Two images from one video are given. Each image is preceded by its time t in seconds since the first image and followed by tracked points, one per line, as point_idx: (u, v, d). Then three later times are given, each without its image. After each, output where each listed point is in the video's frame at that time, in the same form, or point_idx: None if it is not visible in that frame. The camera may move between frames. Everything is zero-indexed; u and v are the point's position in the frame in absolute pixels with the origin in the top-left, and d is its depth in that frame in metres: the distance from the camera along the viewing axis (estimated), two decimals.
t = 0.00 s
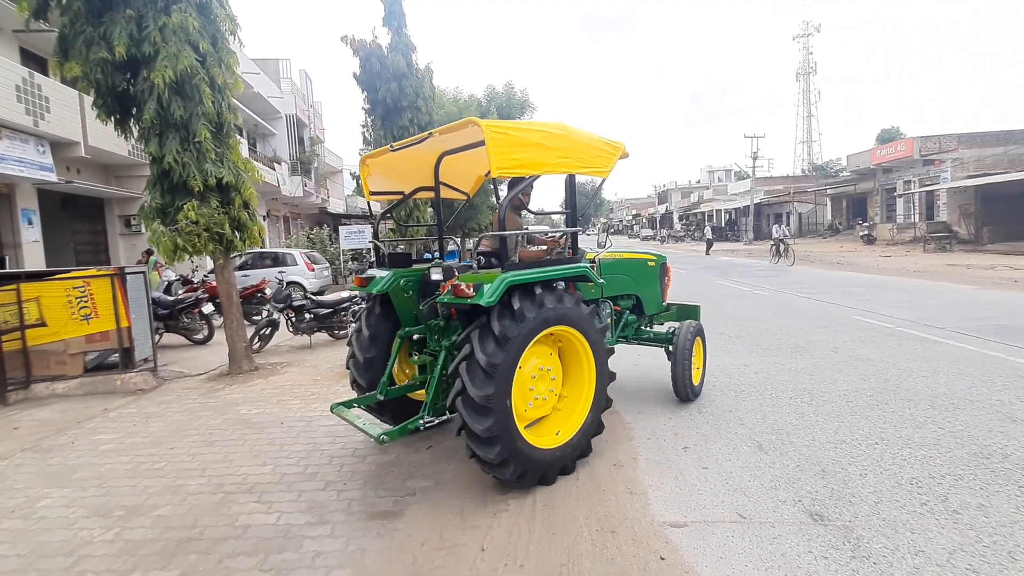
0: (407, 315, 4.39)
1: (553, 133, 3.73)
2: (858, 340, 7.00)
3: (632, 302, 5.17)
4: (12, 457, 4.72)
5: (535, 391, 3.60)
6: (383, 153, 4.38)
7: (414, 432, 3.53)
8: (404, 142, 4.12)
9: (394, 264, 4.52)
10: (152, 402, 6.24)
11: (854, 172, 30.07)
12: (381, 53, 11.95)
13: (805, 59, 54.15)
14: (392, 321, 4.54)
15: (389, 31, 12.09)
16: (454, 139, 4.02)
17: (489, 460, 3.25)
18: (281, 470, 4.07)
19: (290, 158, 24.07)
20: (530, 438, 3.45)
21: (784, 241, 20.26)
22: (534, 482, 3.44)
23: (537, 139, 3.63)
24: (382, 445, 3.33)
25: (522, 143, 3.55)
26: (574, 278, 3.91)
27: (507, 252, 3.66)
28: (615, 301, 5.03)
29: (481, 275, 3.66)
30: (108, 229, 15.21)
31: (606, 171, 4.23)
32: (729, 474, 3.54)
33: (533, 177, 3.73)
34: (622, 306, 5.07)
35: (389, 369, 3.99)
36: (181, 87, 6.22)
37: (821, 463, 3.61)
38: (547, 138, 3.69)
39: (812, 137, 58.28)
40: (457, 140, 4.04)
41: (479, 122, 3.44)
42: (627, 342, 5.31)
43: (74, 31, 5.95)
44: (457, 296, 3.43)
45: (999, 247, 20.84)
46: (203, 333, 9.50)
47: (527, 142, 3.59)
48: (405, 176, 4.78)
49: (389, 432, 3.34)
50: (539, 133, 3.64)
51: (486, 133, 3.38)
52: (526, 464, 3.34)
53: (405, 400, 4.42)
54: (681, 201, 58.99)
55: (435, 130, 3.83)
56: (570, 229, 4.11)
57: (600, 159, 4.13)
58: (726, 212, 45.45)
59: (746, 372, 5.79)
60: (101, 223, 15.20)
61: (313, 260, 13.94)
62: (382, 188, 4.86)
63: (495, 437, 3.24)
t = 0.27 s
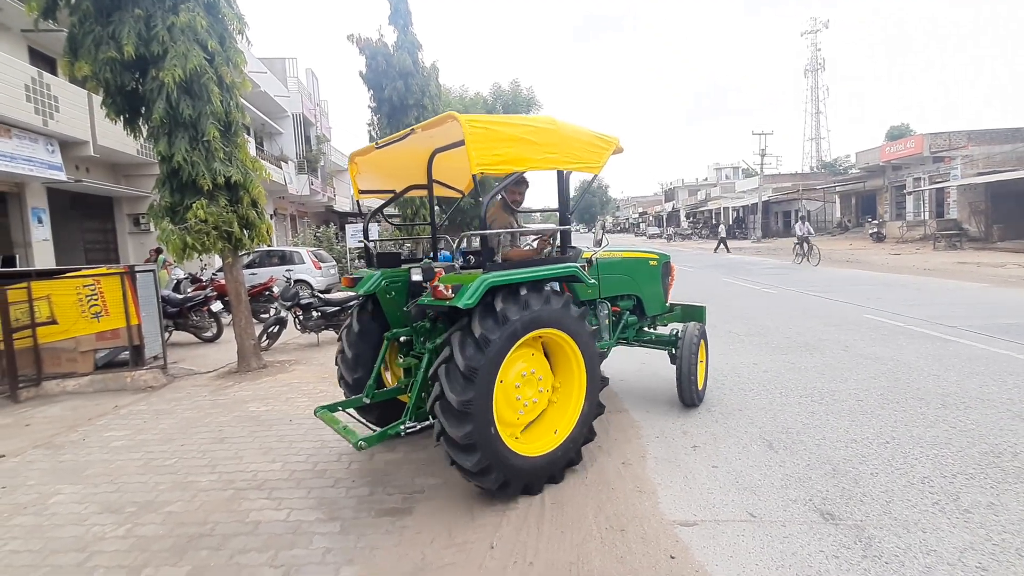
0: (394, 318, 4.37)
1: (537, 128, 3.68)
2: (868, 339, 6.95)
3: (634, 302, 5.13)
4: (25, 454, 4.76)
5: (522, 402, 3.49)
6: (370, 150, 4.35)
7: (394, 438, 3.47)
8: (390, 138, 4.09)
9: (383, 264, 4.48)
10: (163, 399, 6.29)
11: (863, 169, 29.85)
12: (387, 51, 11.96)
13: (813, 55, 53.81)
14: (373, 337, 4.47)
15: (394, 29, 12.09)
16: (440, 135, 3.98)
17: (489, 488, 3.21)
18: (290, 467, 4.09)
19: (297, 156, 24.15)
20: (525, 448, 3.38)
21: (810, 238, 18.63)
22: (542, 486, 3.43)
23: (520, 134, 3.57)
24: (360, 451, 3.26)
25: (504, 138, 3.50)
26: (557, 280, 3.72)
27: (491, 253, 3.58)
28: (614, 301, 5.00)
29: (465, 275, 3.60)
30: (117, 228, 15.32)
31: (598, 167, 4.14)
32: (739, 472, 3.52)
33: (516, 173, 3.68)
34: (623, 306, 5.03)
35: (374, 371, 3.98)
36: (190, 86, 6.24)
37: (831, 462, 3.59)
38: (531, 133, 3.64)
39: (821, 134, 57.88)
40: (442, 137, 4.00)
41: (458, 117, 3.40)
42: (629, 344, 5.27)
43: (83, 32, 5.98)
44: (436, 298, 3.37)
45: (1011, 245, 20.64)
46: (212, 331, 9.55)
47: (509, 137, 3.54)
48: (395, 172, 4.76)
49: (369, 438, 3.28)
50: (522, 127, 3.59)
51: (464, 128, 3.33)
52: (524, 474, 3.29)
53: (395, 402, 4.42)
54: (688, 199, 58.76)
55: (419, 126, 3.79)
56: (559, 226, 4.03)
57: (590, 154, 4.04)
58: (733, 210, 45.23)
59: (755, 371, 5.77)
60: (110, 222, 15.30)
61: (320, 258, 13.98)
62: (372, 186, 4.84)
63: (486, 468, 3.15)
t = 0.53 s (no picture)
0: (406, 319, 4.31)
1: (546, 120, 3.48)
2: (921, 339, 6.64)
3: (664, 304, 4.94)
4: (81, 442, 4.96)
5: (534, 415, 3.32)
6: (382, 147, 4.27)
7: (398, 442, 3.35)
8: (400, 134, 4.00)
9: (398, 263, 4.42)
10: (208, 391, 6.48)
11: (914, 161, 28.62)
12: (421, 50, 12.01)
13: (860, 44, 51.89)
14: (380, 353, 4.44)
15: (428, 27, 12.14)
16: (449, 129, 3.86)
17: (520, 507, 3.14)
18: (328, 460, 4.14)
19: (335, 156, 24.60)
20: (544, 457, 3.25)
21: (877, 234, 16.81)
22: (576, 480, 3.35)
23: (527, 127, 3.39)
24: (362, 453, 3.15)
25: (509, 132, 3.33)
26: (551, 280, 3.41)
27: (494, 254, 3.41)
28: (642, 302, 4.85)
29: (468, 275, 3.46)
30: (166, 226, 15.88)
31: (618, 159, 3.88)
32: (782, 478, 3.39)
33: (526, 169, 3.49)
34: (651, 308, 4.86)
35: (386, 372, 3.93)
36: (232, 89, 6.39)
37: (882, 469, 3.43)
38: (540, 126, 3.45)
39: (868, 126, 55.78)
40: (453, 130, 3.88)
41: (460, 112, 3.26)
42: (660, 348, 5.04)
43: (133, 39, 6.18)
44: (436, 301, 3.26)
45: None
46: (253, 326, 9.80)
47: (516, 131, 3.36)
48: (411, 168, 4.68)
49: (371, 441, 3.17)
50: (529, 120, 3.41)
51: (466, 122, 3.19)
52: (550, 481, 3.18)
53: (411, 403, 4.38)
54: (727, 194, 57.46)
55: (427, 121, 3.68)
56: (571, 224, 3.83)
57: (608, 147, 3.80)
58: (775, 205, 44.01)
59: (799, 372, 5.57)
60: (160, 221, 15.87)
61: (357, 256, 14.20)
62: (388, 183, 4.77)
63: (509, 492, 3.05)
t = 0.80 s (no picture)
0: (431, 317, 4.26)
1: (565, 107, 3.18)
2: (1001, 341, 6.16)
3: (708, 303, 4.63)
4: (149, 425, 5.20)
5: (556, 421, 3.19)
6: (407, 141, 4.18)
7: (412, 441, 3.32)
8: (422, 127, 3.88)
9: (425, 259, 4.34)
10: (264, 380, 6.69)
11: (992, 150, 26.74)
12: (467, 46, 12.00)
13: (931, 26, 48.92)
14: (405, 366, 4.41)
15: (475, 23, 12.13)
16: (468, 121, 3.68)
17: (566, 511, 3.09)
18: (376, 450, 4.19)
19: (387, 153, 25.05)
20: (572, 460, 3.13)
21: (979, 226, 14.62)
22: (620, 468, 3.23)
23: (542, 115, 3.10)
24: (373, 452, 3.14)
25: (524, 120, 3.05)
26: (539, 282, 3.12)
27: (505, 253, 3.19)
28: (683, 302, 4.58)
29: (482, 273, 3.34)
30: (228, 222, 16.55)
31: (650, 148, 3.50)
32: (845, 486, 3.19)
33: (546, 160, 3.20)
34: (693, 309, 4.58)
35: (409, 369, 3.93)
36: (287, 90, 6.55)
37: (958, 481, 3.17)
38: (557, 114, 3.14)
39: (940, 112, 52.51)
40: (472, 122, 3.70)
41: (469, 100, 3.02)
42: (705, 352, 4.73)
43: (195, 43, 6.41)
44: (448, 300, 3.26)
45: None
46: (307, 318, 10.10)
47: (530, 119, 3.08)
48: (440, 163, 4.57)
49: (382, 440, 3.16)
50: (546, 108, 3.12)
51: (475, 111, 2.94)
52: (583, 483, 3.07)
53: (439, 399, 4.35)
54: (785, 186, 55.29)
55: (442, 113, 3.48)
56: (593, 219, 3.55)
57: (638, 135, 3.43)
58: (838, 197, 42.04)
59: (864, 374, 5.26)
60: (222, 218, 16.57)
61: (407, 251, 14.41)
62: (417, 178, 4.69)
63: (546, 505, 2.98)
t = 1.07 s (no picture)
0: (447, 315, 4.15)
1: (565, 93, 2.96)
2: None
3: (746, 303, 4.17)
4: (199, 410, 5.34)
5: (565, 423, 3.02)
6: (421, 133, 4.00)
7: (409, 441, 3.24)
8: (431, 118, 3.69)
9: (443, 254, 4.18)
10: (308, 369, 6.81)
11: None
12: (505, 37, 11.89)
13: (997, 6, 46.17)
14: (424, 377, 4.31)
15: (513, 13, 12.01)
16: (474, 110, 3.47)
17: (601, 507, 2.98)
18: (416, 442, 4.18)
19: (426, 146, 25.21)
20: (589, 461, 2.96)
21: None
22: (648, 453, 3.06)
23: (539, 101, 2.91)
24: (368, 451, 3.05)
25: (517, 108, 2.87)
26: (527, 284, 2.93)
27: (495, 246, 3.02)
28: (716, 301, 4.14)
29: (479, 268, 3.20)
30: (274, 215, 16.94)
31: (664, 133, 3.17)
32: (908, 495, 3.00)
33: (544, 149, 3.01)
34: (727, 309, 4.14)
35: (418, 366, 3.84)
36: (328, 84, 6.59)
37: None
38: (555, 100, 2.93)
39: (1006, 98, 49.57)
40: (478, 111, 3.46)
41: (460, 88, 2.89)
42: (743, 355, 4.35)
43: (241, 40, 6.52)
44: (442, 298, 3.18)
45: None
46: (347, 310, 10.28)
47: (526, 106, 2.90)
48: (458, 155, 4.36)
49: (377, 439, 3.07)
50: (545, 94, 2.92)
51: (464, 98, 2.81)
52: (606, 483, 2.92)
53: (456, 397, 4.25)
54: (836, 177, 53.25)
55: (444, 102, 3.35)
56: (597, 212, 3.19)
57: (648, 120, 3.13)
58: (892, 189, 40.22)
59: (925, 376, 4.97)
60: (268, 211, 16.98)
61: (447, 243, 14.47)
62: (436, 171, 4.51)
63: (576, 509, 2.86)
